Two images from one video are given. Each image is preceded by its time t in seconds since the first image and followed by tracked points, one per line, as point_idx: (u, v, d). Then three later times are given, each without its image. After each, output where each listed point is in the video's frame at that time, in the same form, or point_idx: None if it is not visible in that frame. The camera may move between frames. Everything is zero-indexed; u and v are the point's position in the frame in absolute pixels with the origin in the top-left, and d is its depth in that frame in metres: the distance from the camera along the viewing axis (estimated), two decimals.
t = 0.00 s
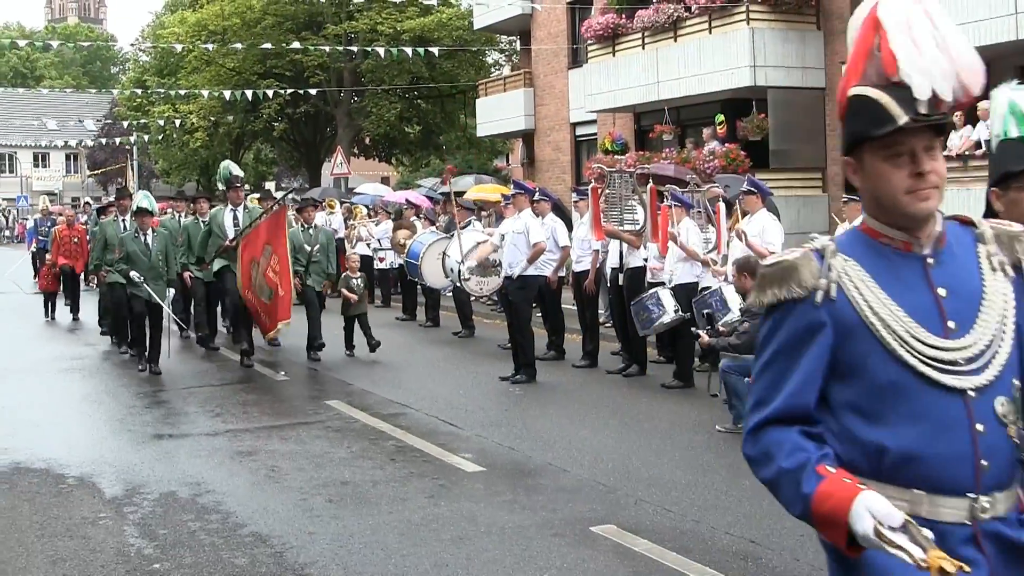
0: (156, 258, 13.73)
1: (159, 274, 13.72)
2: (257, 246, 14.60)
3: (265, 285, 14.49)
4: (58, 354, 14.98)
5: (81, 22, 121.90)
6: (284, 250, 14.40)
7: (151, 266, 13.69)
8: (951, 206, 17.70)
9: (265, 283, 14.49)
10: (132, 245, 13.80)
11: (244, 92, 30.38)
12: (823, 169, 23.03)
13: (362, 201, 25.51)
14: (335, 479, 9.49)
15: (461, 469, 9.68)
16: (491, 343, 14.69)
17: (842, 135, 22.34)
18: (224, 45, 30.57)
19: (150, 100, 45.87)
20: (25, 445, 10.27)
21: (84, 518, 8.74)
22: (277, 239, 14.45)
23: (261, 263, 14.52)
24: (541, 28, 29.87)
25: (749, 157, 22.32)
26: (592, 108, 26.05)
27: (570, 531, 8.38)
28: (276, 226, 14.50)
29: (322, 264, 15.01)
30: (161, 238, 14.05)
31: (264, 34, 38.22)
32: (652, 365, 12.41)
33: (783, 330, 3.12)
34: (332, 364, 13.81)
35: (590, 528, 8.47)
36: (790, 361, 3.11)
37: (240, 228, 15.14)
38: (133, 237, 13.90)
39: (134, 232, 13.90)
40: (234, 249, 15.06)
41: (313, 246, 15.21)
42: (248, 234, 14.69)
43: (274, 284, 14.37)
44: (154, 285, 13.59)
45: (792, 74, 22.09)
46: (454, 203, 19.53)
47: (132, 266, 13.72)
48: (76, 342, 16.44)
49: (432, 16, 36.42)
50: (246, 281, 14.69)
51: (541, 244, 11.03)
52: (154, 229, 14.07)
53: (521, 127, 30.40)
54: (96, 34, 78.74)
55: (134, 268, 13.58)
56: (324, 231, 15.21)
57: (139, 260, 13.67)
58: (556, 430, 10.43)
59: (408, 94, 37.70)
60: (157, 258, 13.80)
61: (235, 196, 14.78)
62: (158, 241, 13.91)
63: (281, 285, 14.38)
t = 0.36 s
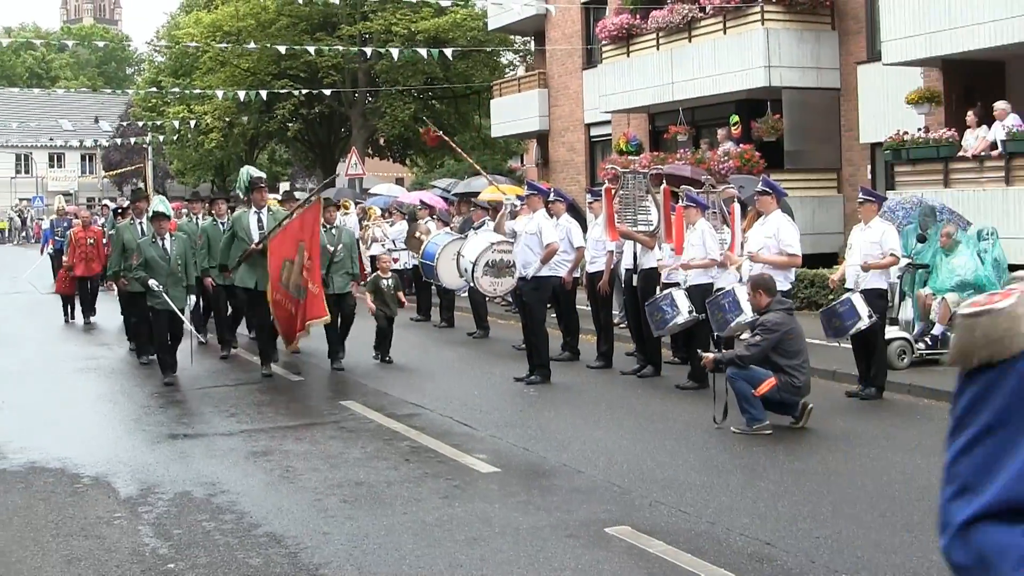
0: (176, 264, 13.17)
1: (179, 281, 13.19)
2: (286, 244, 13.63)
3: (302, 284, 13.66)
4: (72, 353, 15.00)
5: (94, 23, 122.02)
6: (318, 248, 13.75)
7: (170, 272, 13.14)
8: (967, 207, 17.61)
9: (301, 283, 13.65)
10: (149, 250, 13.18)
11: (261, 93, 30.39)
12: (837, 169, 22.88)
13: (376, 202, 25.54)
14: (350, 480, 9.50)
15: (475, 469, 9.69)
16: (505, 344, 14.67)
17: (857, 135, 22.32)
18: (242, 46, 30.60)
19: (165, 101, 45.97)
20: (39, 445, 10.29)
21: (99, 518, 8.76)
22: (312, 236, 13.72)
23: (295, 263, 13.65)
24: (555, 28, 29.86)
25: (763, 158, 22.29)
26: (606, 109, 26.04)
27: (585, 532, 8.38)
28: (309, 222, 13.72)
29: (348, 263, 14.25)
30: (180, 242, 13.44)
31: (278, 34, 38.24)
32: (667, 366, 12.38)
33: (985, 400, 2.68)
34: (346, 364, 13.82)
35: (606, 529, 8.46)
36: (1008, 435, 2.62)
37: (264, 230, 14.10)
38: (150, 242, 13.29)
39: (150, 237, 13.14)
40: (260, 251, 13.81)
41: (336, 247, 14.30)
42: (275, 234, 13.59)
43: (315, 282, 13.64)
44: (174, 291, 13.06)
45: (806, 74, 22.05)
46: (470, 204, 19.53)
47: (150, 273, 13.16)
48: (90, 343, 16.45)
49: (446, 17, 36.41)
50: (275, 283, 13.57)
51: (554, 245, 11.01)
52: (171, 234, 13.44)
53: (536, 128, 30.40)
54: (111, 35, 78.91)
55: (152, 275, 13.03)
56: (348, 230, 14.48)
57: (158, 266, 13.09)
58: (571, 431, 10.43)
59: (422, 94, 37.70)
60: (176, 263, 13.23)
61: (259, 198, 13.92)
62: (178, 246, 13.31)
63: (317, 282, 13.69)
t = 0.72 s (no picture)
0: (206, 266, 12.71)
1: (208, 283, 12.71)
2: (333, 250, 13.21)
3: (346, 292, 13.05)
4: (94, 353, 15.02)
5: (116, 22, 122.66)
6: (366, 255, 13.06)
7: (199, 274, 12.67)
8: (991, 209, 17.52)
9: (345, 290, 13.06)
10: (178, 250, 12.74)
11: (285, 93, 30.42)
12: (861, 170, 22.76)
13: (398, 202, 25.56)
14: (372, 480, 9.51)
15: (497, 470, 9.67)
16: (527, 344, 14.65)
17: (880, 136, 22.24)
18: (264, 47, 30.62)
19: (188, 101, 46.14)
20: (62, 443, 10.32)
21: (122, 517, 8.78)
22: (359, 242, 13.10)
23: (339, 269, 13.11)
24: (577, 29, 29.85)
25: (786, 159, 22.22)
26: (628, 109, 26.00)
27: (607, 533, 8.36)
28: (356, 228, 13.13)
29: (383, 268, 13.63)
30: (210, 243, 12.98)
31: (301, 35, 38.19)
32: (689, 367, 12.34)
33: None
34: (367, 365, 13.81)
35: (628, 530, 8.44)
36: None
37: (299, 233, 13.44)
38: (179, 242, 12.83)
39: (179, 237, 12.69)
40: (297, 255, 13.28)
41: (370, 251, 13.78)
42: (318, 238, 13.23)
43: (358, 289, 12.96)
44: (204, 294, 12.59)
45: (829, 75, 21.98)
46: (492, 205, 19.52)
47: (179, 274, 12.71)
48: (114, 342, 16.48)
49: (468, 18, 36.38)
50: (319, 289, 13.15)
51: (578, 247, 10.93)
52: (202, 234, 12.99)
53: (558, 128, 30.35)
54: (134, 36, 79.20)
55: (181, 276, 12.57)
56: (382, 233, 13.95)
57: (186, 267, 12.63)
58: (593, 431, 10.40)
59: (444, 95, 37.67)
60: (206, 265, 12.76)
61: (294, 199, 13.33)
62: (208, 247, 12.85)
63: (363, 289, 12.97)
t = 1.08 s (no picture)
0: (247, 260, 12.29)
1: (249, 279, 12.30)
2: (373, 249, 12.61)
3: (393, 294, 12.54)
4: (124, 348, 15.04)
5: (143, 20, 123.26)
6: (412, 257, 12.50)
7: (240, 269, 12.25)
8: None
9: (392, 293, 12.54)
10: (219, 243, 12.33)
11: (317, 90, 30.47)
12: (892, 168, 22.58)
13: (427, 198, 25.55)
14: (402, 477, 9.49)
15: (527, 467, 9.64)
16: (557, 342, 14.61)
17: (913, 133, 22.11)
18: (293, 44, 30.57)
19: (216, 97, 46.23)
20: (92, 439, 10.33)
21: (153, 512, 8.78)
22: (403, 243, 12.52)
23: (382, 270, 12.56)
24: (607, 26, 29.78)
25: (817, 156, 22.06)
26: (658, 107, 25.84)
27: (637, 531, 8.32)
28: (398, 228, 12.53)
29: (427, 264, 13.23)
30: (252, 236, 12.55)
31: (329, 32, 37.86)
32: (720, 365, 12.28)
33: None
34: (396, 362, 13.80)
35: (658, 528, 8.41)
36: None
37: (342, 227, 13.00)
38: (220, 235, 12.40)
39: (219, 229, 12.27)
40: (339, 250, 12.80)
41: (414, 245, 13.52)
42: (357, 236, 12.59)
43: (407, 294, 12.45)
44: (244, 289, 12.19)
45: (860, 71, 21.80)
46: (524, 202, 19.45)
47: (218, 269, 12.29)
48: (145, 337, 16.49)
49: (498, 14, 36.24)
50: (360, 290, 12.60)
51: (608, 242, 10.93)
52: (243, 227, 12.54)
53: (587, 125, 30.25)
54: (163, 33, 79.39)
55: (221, 271, 12.17)
56: (426, 228, 13.73)
57: (227, 261, 12.22)
58: (624, 429, 10.36)
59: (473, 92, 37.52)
60: (247, 259, 12.35)
61: (335, 191, 12.91)
62: (249, 241, 12.42)
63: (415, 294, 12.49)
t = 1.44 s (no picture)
0: (283, 264, 11.84)
1: (286, 283, 11.86)
2: (414, 246, 11.69)
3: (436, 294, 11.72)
4: (152, 343, 14.90)
5: (170, 13, 122.99)
6: (457, 253, 11.59)
7: (277, 274, 11.81)
8: None
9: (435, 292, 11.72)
10: (252, 248, 11.85)
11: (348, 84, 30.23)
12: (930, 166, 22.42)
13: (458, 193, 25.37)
14: (431, 477, 9.32)
15: (558, 468, 9.48)
16: (590, 342, 14.40)
17: (951, 131, 21.90)
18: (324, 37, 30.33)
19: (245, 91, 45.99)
20: (117, 435, 10.20)
21: (178, 511, 8.63)
22: (449, 238, 11.59)
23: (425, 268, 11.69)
24: (641, 21, 29.41)
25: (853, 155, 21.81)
26: (693, 103, 25.65)
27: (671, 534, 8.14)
28: (444, 222, 11.58)
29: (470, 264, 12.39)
30: (288, 239, 12.06)
31: (359, 27, 37.64)
32: (755, 365, 12.09)
33: None
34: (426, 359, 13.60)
35: (692, 531, 8.23)
36: None
37: (383, 228, 12.12)
38: (253, 239, 11.94)
39: (253, 234, 11.81)
40: (379, 251, 11.90)
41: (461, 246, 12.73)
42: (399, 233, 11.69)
43: (452, 293, 11.64)
44: (281, 295, 11.73)
45: (898, 69, 21.54)
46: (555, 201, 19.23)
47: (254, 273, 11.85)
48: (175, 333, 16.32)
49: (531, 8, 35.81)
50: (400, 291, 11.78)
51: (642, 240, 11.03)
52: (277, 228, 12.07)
53: (620, 122, 29.66)
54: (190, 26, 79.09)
55: (257, 277, 11.73)
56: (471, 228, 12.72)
57: (262, 266, 11.77)
58: (659, 430, 10.18)
59: (506, 88, 37.08)
60: (284, 263, 11.91)
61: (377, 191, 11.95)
62: (285, 243, 11.95)
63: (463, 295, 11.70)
